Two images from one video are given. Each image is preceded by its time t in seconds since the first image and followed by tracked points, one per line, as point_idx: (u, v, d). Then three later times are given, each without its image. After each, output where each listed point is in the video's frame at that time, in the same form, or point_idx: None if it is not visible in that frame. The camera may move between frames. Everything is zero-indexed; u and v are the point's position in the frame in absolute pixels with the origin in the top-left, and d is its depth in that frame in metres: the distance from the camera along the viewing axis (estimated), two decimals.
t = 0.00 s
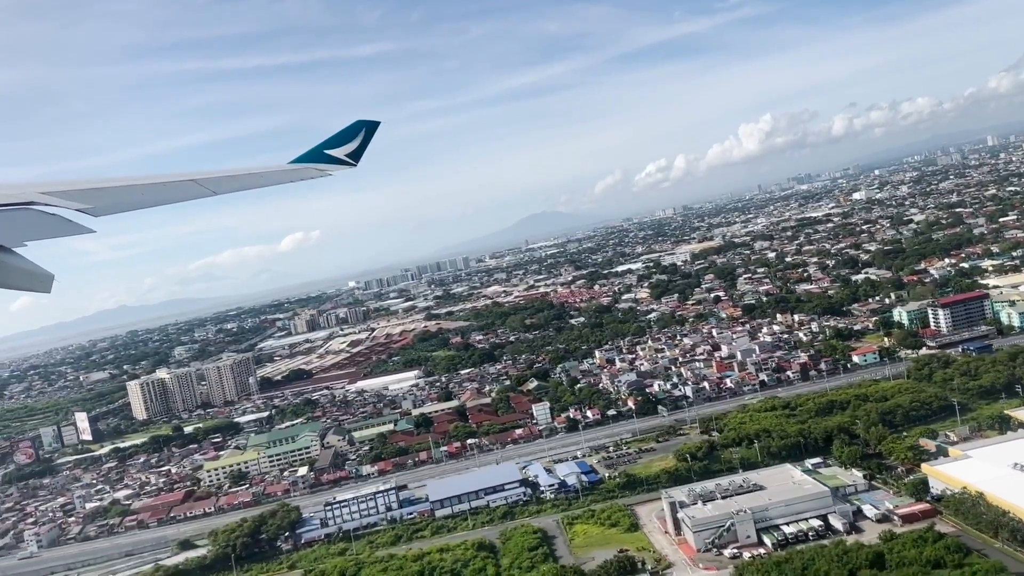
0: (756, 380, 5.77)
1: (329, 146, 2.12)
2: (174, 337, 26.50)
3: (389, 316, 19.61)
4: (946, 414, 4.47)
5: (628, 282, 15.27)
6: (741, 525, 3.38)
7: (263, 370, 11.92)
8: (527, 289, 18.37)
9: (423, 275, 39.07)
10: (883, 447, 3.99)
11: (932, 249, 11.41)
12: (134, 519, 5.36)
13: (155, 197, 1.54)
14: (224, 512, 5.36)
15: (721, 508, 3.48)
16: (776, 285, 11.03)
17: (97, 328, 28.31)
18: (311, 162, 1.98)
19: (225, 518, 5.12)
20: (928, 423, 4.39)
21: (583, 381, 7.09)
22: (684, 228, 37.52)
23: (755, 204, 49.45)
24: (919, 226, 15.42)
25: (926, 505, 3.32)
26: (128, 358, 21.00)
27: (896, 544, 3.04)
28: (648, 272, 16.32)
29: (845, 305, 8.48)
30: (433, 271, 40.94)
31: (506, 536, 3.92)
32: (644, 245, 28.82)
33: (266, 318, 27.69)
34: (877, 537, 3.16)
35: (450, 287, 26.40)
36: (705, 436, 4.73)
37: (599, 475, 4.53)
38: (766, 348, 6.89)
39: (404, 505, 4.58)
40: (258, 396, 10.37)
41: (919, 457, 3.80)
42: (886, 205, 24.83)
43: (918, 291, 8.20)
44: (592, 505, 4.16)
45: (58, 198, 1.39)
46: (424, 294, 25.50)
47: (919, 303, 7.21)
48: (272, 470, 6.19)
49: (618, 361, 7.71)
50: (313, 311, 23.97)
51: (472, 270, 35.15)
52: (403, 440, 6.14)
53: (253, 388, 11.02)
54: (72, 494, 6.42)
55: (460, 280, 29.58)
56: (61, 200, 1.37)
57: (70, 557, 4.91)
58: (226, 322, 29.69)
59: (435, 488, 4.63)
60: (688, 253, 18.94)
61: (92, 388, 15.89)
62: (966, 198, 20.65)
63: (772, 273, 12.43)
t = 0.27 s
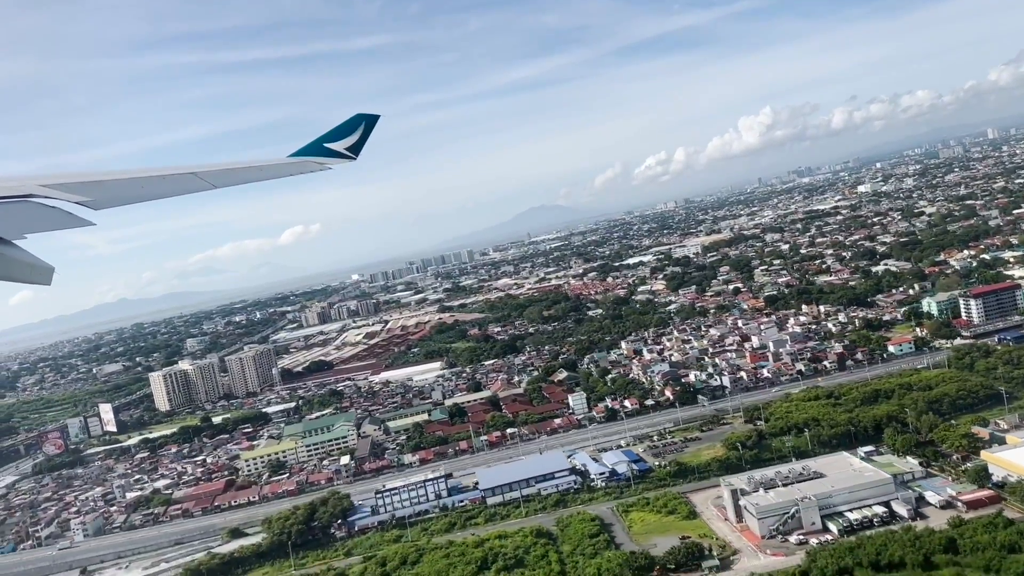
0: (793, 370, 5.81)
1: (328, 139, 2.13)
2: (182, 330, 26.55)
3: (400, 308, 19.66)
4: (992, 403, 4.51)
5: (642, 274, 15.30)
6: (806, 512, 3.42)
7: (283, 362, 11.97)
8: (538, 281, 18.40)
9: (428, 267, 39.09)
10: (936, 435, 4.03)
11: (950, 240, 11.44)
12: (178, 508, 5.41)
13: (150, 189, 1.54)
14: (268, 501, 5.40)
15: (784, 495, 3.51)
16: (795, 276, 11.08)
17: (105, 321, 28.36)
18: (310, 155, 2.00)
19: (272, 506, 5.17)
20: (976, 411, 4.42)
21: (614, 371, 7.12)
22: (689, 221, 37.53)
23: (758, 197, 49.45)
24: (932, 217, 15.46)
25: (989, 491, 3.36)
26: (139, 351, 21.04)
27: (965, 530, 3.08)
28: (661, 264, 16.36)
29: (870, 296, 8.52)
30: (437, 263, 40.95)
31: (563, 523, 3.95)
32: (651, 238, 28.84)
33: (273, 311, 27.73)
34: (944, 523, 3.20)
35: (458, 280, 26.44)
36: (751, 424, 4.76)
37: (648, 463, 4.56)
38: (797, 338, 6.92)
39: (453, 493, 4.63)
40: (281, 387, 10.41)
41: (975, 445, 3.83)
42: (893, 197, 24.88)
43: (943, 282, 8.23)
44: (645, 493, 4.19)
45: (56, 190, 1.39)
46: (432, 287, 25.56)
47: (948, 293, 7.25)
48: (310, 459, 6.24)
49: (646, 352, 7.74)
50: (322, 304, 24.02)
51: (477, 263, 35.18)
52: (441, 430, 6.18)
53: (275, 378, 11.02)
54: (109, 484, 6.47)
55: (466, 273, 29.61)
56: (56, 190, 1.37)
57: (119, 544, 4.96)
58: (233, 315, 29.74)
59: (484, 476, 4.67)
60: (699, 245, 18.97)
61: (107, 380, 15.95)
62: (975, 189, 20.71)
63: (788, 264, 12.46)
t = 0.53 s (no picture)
0: (831, 360, 5.83)
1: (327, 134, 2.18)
2: (190, 322, 26.57)
3: (411, 300, 19.69)
4: None
5: (656, 266, 15.29)
6: (869, 498, 3.45)
7: (302, 353, 12.00)
8: (551, 273, 18.39)
9: (433, 260, 39.10)
10: (988, 423, 4.06)
11: (968, 230, 11.47)
12: (223, 495, 5.46)
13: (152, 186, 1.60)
14: (312, 489, 5.45)
15: (847, 482, 3.54)
16: (814, 268, 11.10)
17: (111, 314, 28.38)
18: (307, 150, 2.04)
19: (317, 494, 5.22)
20: None
21: (645, 361, 7.14)
22: (694, 212, 37.47)
23: (763, 189, 49.37)
24: (946, 208, 15.48)
25: None
26: (149, 343, 21.07)
27: None
28: (674, 255, 16.39)
29: (895, 286, 8.55)
30: (442, 255, 40.91)
31: (619, 510, 3.97)
32: (658, 229, 28.81)
33: (280, 303, 27.76)
34: (1011, 509, 3.23)
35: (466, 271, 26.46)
36: (797, 413, 4.79)
37: (696, 451, 4.58)
38: (828, 328, 6.95)
39: (501, 481, 4.66)
40: (303, 378, 10.45)
41: None
42: (902, 188, 24.89)
43: (969, 273, 8.26)
44: (698, 480, 4.21)
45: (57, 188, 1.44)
46: (440, 279, 25.59)
47: (977, 283, 7.27)
48: (347, 449, 6.28)
49: (675, 342, 7.78)
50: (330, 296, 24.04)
51: (483, 255, 35.15)
52: (477, 419, 6.20)
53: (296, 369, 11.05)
54: (145, 473, 6.50)
55: (473, 265, 29.59)
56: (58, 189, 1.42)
57: (167, 532, 5.00)
58: (240, 307, 29.77)
59: (533, 464, 4.69)
60: (710, 236, 18.99)
61: (122, 372, 15.97)
62: (986, 180, 20.71)
63: (806, 256, 12.46)
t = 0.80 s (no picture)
0: (868, 349, 5.86)
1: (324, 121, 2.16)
2: (198, 314, 26.59)
3: (422, 292, 19.72)
4: None
5: (671, 256, 15.28)
6: (932, 484, 3.47)
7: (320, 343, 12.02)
8: (563, 264, 18.38)
9: (438, 251, 39.10)
10: None
11: (987, 220, 11.50)
12: (267, 483, 5.51)
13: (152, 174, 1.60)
14: (354, 477, 5.50)
15: (907, 468, 3.57)
16: (833, 258, 11.13)
17: (117, 307, 28.40)
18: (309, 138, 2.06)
19: (362, 481, 5.26)
20: None
21: (676, 350, 7.17)
22: (700, 203, 37.48)
23: (767, 180, 49.29)
24: (959, 199, 15.51)
25: None
26: (158, 335, 21.09)
27: None
28: (687, 246, 16.42)
29: (920, 276, 8.58)
30: (446, 247, 40.86)
31: (674, 496, 4.00)
32: (665, 220, 28.78)
33: (288, 295, 27.78)
34: None
35: (474, 263, 26.47)
36: (843, 402, 4.82)
37: (744, 439, 4.60)
38: (859, 317, 6.98)
39: (548, 468, 4.68)
40: (325, 369, 10.49)
41: None
42: (910, 179, 24.90)
43: (994, 262, 8.30)
44: (750, 468, 4.24)
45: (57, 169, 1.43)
46: (448, 270, 25.61)
47: (1007, 273, 7.30)
48: (383, 437, 6.31)
49: (703, 331, 7.81)
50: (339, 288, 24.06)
51: (489, 247, 35.11)
52: (512, 408, 6.22)
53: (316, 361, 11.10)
54: (181, 462, 6.53)
55: (480, 256, 29.57)
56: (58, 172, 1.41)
57: (215, 519, 5.04)
58: (246, 299, 29.79)
59: (581, 452, 4.70)
60: (721, 227, 19.02)
61: (136, 363, 15.97)
62: (995, 171, 20.73)
63: (823, 246, 12.45)
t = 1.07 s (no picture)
0: (905, 336, 5.89)
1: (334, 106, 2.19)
2: (206, 304, 26.63)
3: (433, 281, 19.75)
4: None
5: (686, 245, 15.28)
6: (994, 468, 3.50)
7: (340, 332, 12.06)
8: (575, 253, 18.37)
9: (443, 241, 39.10)
10: None
11: (1005, 208, 11.51)
12: (311, 470, 5.56)
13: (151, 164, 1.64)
14: (397, 463, 5.56)
15: (968, 452, 3.60)
16: (853, 246, 11.15)
17: (125, 298, 28.44)
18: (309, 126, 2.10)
19: (405, 468, 5.29)
20: None
21: (707, 338, 7.20)
22: (706, 193, 37.47)
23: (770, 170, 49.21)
24: (974, 187, 15.52)
25: None
26: (169, 324, 21.14)
27: None
28: (701, 234, 16.43)
29: (945, 263, 8.60)
30: (451, 237, 40.80)
31: (730, 481, 4.02)
32: (672, 210, 28.75)
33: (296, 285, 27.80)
34: None
35: (482, 253, 26.49)
36: (888, 388, 4.85)
37: (792, 425, 4.62)
38: (890, 304, 7.00)
39: (596, 454, 4.71)
40: (346, 357, 10.56)
41: None
42: (919, 168, 24.90)
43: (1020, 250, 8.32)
44: (802, 454, 4.26)
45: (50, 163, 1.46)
46: (457, 260, 25.63)
47: None
48: (420, 424, 6.35)
49: (731, 319, 7.84)
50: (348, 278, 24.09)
51: (495, 237, 35.08)
52: (548, 396, 6.25)
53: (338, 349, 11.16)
54: (217, 450, 6.57)
55: (487, 246, 29.53)
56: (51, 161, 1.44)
57: (263, 505, 5.08)
58: (254, 290, 29.82)
59: (629, 438, 4.72)
60: (733, 216, 19.03)
61: (150, 353, 15.99)
62: (1006, 159, 20.73)
63: (841, 235, 12.46)
